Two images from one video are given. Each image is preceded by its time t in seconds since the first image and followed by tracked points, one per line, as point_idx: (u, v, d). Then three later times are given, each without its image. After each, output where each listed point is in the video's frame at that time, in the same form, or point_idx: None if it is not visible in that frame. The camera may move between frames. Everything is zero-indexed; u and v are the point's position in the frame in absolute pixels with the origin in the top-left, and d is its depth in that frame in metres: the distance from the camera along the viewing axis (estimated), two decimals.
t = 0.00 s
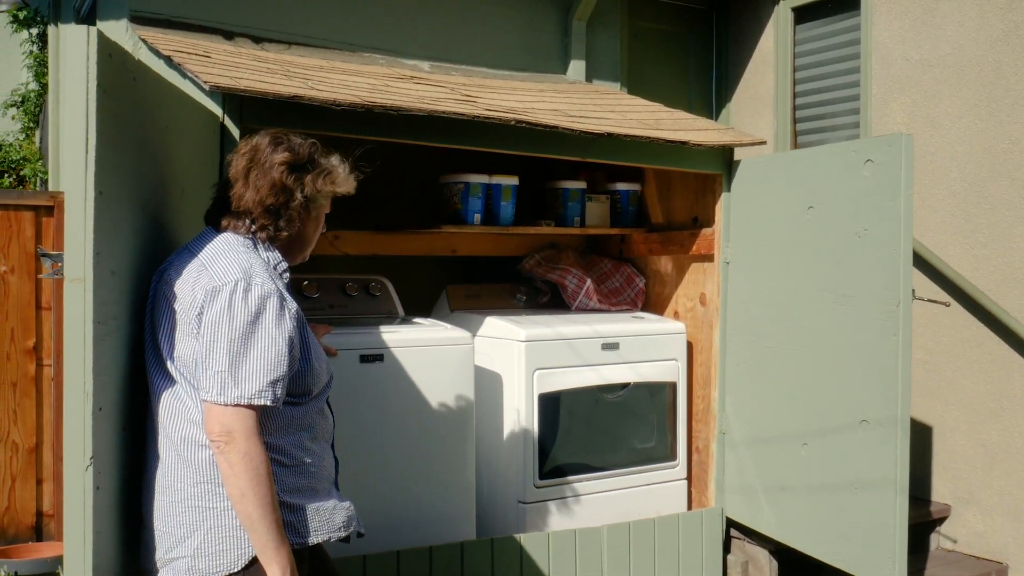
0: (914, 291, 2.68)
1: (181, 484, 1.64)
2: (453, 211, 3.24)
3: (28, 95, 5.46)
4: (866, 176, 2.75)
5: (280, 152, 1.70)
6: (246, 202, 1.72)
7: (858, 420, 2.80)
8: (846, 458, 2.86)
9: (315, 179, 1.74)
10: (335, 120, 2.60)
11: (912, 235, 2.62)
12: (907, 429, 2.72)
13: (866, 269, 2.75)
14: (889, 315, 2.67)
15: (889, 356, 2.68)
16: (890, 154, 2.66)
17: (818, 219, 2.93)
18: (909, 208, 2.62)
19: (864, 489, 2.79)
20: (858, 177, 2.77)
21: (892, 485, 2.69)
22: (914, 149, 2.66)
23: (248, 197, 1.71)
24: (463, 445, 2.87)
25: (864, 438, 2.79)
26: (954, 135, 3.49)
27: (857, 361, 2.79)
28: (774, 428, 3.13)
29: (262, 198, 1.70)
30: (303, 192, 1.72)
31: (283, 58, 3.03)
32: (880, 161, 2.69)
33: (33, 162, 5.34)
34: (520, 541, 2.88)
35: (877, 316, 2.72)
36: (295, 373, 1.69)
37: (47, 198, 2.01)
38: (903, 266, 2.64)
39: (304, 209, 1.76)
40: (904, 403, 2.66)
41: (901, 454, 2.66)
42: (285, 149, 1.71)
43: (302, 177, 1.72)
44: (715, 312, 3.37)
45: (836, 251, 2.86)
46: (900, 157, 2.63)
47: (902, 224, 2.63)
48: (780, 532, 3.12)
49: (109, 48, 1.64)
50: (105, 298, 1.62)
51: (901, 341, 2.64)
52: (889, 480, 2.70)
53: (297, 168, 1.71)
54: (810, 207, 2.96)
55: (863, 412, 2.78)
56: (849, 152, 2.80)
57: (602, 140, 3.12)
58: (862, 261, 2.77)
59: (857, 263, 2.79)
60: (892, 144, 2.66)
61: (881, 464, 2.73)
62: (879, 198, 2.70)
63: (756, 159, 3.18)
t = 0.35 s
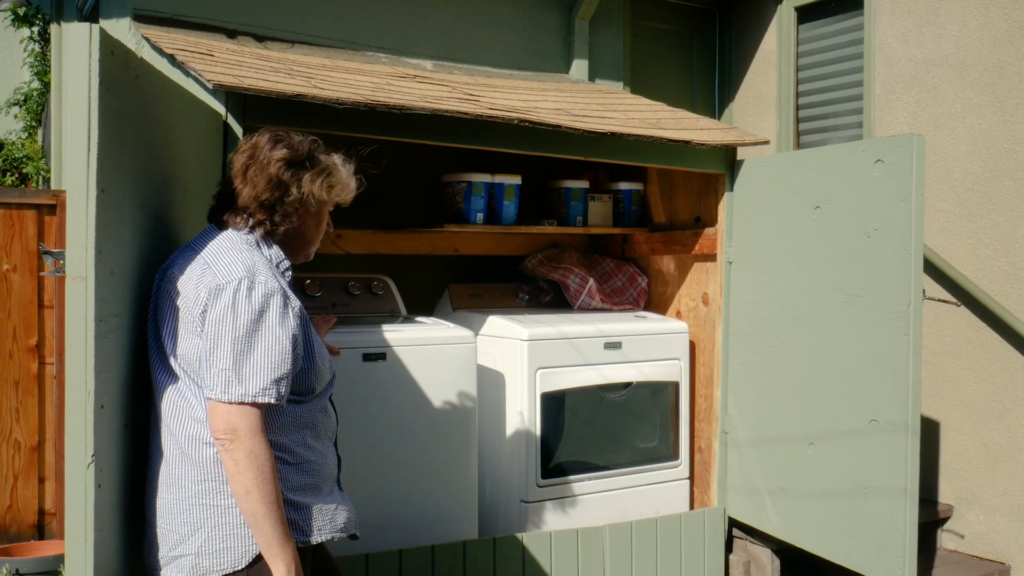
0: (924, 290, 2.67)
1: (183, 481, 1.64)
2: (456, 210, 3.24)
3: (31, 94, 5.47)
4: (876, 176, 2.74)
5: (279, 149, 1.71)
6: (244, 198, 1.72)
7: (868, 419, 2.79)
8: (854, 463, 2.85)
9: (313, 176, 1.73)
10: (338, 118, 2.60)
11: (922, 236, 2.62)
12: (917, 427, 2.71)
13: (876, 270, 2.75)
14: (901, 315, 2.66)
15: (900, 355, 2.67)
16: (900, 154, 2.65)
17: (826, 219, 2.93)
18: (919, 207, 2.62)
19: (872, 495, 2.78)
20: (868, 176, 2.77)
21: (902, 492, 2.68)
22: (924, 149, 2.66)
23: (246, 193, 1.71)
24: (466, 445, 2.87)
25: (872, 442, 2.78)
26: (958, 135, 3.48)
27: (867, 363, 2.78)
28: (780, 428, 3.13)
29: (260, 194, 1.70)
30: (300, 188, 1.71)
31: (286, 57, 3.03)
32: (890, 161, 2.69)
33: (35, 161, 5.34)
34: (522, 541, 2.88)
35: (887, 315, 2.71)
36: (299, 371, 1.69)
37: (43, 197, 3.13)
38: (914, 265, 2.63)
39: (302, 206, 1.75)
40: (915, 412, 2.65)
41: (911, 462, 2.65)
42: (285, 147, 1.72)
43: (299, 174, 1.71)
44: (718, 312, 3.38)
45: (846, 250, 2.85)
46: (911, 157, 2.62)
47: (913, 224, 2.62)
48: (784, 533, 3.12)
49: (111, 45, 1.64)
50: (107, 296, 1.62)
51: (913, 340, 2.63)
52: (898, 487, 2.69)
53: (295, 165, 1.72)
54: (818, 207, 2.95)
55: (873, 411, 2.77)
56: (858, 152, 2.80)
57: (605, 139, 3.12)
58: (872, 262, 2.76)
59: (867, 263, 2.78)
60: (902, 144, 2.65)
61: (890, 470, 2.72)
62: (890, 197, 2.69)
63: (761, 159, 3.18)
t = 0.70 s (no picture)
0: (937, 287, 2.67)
1: (163, 481, 1.67)
2: (459, 209, 3.24)
3: (33, 94, 5.45)
4: (887, 175, 2.74)
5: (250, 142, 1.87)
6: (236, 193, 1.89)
7: (880, 416, 2.79)
8: (865, 465, 2.85)
9: (263, 151, 1.80)
10: (341, 117, 2.61)
11: (935, 235, 2.62)
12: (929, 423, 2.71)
13: (888, 269, 2.75)
14: (914, 312, 2.66)
15: (913, 353, 2.67)
16: (913, 152, 2.66)
17: (835, 217, 2.93)
18: (932, 205, 2.62)
19: (884, 496, 2.78)
20: (878, 175, 2.77)
21: (915, 497, 2.68)
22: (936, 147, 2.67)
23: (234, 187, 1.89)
24: (470, 444, 2.87)
25: (884, 438, 2.78)
26: (961, 132, 3.49)
27: (879, 363, 2.78)
28: (788, 426, 3.13)
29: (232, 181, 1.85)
30: (251, 163, 1.80)
31: (289, 57, 3.03)
32: (902, 160, 2.69)
33: (38, 162, 5.31)
34: (526, 540, 2.87)
35: (900, 312, 2.71)
36: (272, 371, 1.64)
37: (52, 198, 3.20)
38: (927, 262, 2.64)
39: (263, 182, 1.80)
40: (929, 414, 2.65)
41: (925, 466, 2.66)
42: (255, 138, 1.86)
43: (253, 153, 1.82)
44: (721, 310, 3.38)
45: (858, 248, 2.86)
46: (923, 156, 2.64)
47: (926, 221, 2.63)
48: (791, 531, 3.12)
49: (126, 47, 1.64)
50: (120, 296, 1.62)
51: (926, 337, 2.63)
52: (911, 484, 2.69)
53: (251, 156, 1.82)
54: (826, 205, 2.96)
55: (886, 408, 2.77)
56: (869, 151, 2.80)
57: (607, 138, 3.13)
58: (883, 260, 2.77)
59: (878, 261, 2.78)
60: (914, 143, 2.66)
61: (903, 474, 2.72)
62: (902, 195, 2.70)
63: (765, 158, 3.19)
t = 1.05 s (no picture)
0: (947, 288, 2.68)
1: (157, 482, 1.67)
2: (461, 210, 3.24)
3: (36, 95, 5.45)
4: (897, 176, 2.75)
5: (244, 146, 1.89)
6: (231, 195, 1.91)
7: (889, 417, 2.79)
8: (874, 469, 2.84)
9: (248, 152, 1.81)
10: (342, 118, 2.61)
11: (946, 236, 2.63)
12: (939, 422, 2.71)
13: (898, 270, 2.75)
14: (925, 313, 2.66)
15: (924, 353, 2.67)
16: (924, 154, 2.66)
17: (842, 218, 2.93)
18: (943, 207, 2.63)
19: (893, 501, 2.78)
20: (888, 176, 2.77)
21: (925, 506, 2.68)
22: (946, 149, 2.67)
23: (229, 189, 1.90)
24: (473, 445, 2.87)
25: (893, 440, 2.78)
26: (963, 133, 3.48)
27: (891, 365, 2.77)
28: (793, 426, 3.13)
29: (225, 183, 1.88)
30: (237, 165, 1.82)
31: (291, 58, 3.03)
32: (913, 161, 2.70)
33: (42, 163, 5.30)
34: (528, 541, 2.87)
35: (910, 313, 2.71)
36: (255, 370, 1.64)
37: (55, 199, 3.37)
38: (938, 264, 2.64)
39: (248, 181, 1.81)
40: (939, 418, 2.65)
41: (934, 475, 2.65)
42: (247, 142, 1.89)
43: (240, 154, 1.83)
44: (723, 311, 3.38)
45: (866, 249, 2.85)
46: (933, 157, 2.64)
47: (936, 223, 2.63)
48: (796, 533, 3.12)
49: (114, 47, 1.64)
50: (108, 296, 1.61)
51: (937, 338, 2.63)
52: (922, 484, 2.69)
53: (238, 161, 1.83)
54: (833, 206, 2.96)
55: (896, 410, 2.76)
56: (878, 152, 2.81)
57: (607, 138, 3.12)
58: (894, 261, 2.76)
59: (887, 262, 2.78)
60: (925, 144, 2.66)
61: (913, 483, 2.71)
62: (912, 197, 2.70)
63: (768, 158, 3.19)
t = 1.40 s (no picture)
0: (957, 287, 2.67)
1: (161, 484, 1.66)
2: (464, 210, 3.24)
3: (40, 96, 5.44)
4: (906, 175, 2.75)
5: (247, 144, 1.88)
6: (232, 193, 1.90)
7: (898, 417, 2.78)
8: (883, 470, 2.84)
9: (255, 154, 1.80)
10: (346, 119, 2.61)
11: (957, 237, 2.63)
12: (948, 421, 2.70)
13: (907, 270, 2.74)
14: (934, 313, 2.66)
15: (933, 353, 2.66)
16: (934, 153, 2.66)
17: (848, 218, 2.93)
18: (953, 206, 2.63)
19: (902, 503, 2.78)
20: (896, 176, 2.77)
21: (937, 512, 2.67)
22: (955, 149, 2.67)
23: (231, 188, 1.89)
24: (476, 446, 2.87)
25: (901, 439, 2.77)
26: (967, 133, 3.48)
27: (900, 365, 2.77)
28: (799, 426, 3.12)
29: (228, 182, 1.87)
30: (243, 166, 1.81)
31: (293, 58, 3.03)
32: (922, 161, 2.70)
33: (45, 163, 5.28)
34: (532, 542, 2.87)
35: (919, 312, 2.71)
36: (265, 372, 1.65)
37: (58, 200, 3.38)
38: (948, 263, 2.64)
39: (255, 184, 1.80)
40: (949, 421, 2.64)
41: (944, 480, 2.65)
42: (251, 141, 1.87)
43: (246, 155, 1.82)
44: (726, 311, 3.38)
45: (873, 249, 2.85)
46: (944, 158, 2.63)
47: (946, 223, 2.63)
48: (802, 534, 3.12)
49: (116, 49, 1.64)
50: (111, 297, 1.61)
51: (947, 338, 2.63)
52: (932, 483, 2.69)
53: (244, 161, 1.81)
54: (840, 206, 2.96)
55: (904, 409, 2.76)
56: (886, 152, 2.81)
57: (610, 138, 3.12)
58: (902, 261, 2.76)
59: (895, 262, 2.78)
60: (935, 144, 2.66)
61: (923, 488, 2.71)
62: (921, 196, 2.70)
63: (773, 158, 3.19)
